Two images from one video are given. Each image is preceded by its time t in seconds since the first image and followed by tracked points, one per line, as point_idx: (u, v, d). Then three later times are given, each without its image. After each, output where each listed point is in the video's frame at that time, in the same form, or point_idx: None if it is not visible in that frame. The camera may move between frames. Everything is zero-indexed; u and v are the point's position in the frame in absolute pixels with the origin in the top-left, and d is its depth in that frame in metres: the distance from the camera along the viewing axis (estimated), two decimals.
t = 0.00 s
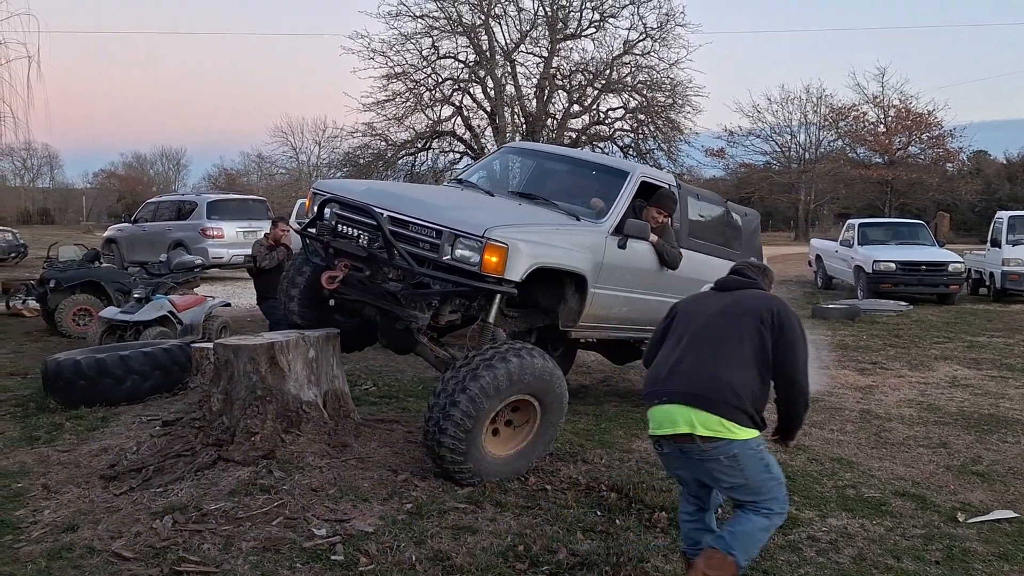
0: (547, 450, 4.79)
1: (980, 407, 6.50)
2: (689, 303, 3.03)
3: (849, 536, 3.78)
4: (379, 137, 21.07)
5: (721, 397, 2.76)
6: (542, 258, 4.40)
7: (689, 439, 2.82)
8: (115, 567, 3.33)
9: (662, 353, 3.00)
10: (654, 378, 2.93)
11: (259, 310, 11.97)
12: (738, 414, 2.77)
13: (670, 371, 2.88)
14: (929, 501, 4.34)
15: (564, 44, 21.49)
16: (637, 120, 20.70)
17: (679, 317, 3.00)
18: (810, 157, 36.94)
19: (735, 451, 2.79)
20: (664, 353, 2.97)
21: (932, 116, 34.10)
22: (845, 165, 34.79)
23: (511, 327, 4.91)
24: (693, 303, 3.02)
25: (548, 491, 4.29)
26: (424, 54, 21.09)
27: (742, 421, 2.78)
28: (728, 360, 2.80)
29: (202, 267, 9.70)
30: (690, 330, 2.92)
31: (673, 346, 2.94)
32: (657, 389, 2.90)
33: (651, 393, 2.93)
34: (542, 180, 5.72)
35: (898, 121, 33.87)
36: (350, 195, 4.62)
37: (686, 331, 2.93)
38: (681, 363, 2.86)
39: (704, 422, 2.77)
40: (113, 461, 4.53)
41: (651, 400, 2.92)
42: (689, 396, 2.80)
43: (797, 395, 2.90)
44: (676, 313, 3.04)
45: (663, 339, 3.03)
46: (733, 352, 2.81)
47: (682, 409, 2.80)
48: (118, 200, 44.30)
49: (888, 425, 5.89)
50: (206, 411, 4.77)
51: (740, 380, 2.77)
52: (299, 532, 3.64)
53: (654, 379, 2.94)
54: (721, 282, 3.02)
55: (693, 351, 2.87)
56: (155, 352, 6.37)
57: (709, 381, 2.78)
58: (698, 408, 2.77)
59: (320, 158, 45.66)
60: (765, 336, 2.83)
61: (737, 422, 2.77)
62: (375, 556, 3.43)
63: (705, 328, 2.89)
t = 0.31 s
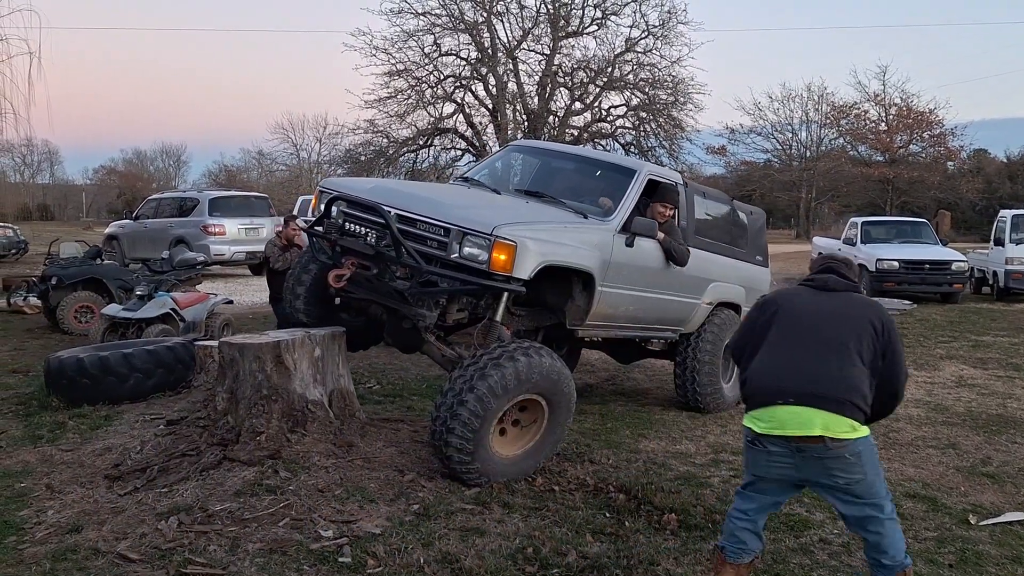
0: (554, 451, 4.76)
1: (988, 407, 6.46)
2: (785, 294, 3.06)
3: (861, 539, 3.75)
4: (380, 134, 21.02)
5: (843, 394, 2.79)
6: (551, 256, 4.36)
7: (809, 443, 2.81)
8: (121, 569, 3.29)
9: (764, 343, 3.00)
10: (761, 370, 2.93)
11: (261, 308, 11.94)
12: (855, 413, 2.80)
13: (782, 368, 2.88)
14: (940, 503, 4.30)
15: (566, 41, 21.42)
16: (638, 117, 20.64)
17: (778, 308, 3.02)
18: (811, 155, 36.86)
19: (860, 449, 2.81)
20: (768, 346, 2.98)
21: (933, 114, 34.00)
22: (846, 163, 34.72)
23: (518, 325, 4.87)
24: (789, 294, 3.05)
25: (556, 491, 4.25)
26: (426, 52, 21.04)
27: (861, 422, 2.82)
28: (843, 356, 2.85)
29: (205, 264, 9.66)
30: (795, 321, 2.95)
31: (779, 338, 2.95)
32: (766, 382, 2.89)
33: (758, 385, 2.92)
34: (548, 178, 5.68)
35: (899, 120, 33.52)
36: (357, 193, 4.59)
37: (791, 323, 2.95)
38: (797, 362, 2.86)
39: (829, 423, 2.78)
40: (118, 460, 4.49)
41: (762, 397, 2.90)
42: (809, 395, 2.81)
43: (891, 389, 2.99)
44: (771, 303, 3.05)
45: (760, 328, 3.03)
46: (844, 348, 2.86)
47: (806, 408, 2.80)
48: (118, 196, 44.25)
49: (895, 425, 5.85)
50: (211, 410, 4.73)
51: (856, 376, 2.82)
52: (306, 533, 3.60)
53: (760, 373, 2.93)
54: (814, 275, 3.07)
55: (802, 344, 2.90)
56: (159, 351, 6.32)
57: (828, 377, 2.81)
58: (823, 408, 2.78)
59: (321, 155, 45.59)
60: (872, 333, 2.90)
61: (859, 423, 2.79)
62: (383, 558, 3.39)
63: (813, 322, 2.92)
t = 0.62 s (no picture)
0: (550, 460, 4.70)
1: (987, 416, 6.42)
2: (859, 285, 3.10)
3: (861, 551, 3.69)
4: (378, 139, 20.99)
5: (928, 395, 3.00)
6: (547, 262, 4.31)
7: (888, 441, 2.96)
8: None
9: (844, 342, 3.07)
10: (848, 374, 3.02)
11: (257, 313, 11.87)
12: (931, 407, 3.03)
13: (875, 374, 2.99)
14: (940, 514, 4.24)
15: (564, 47, 21.41)
16: (636, 123, 20.62)
17: (857, 307, 3.06)
18: (809, 161, 36.90)
19: (932, 447, 3.00)
20: (850, 346, 3.05)
21: (930, 121, 34.03)
22: (843, 169, 34.75)
23: (514, 332, 4.82)
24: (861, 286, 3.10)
25: (551, 502, 4.20)
26: (424, 57, 21.02)
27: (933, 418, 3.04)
28: (921, 354, 3.02)
29: (200, 269, 9.62)
30: (875, 321, 3.04)
31: (863, 339, 3.04)
32: (856, 387, 3.00)
33: (845, 389, 3.02)
34: (545, 182, 5.63)
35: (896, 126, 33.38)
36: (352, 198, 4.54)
37: (872, 323, 3.04)
38: (888, 367, 2.98)
39: (910, 423, 2.96)
40: (107, 469, 4.42)
41: (849, 402, 3.00)
42: (899, 401, 2.96)
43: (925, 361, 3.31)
44: (847, 300, 3.08)
45: (839, 324, 3.09)
46: (920, 347, 3.03)
47: (894, 412, 2.95)
48: (115, 200, 44.19)
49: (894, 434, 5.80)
50: (202, 418, 4.66)
51: (933, 373, 3.03)
52: (296, 545, 3.53)
53: (846, 376, 3.02)
54: (879, 265, 3.14)
55: (884, 346, 3.02)
56: (152, 356, 6.26)
57: (914, 380, 2.98)
58: (911, 412, 2.97)
59: (319, 159, 45.55)
60: (934, 326, 3.10)
61: (933, 421, 2.98)
62: (375, 571, 3.33)
63: (893, 322, 3.04)
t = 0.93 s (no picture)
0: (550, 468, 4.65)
1: (989, 422, 6.37)
2: (873, 287, 3.17)
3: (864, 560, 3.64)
4: (376, 145, 20.97)
5: (944, 393, 3.13)
6: (547, 269, 4.27)
7: (917, 440, 3.05)
8: None
9: (865, 345, 3.14)
10: (874, 377, 3.09)
11: (254, 320, 11.82)
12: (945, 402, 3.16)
13: (898, 376, 3.08)
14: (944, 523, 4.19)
15: (562, 53, 21.42)
16: (634, 128, 20.62)
17: (873, 311, 3.13)
18: (807, 166, 36.92)
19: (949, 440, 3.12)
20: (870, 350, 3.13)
21: (928, 127, 34.07)
22: (842, 175, 34.78)
23: (513, 339, 4.77)
24: (877, 288, 3.17)
25: (551, 510, 4.15)
26: (422, 62, 21.02)
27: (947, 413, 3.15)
28: (935, 352, 3.15)
29: (197, 275, 9.55)
30: (894, 323, 3.13)
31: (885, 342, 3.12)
32: (882, 391, 3.07)
33: (872, 394, 3.08)
34: (544, 187, 5.60)
35: (893, 132, 33.56)
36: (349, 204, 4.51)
37: (889, 326, 3.12)
38: (908, 369, 3.09)
39: (935, 422, 3.07)
40: (101, 478, 4.36)
41: (879, 407, 3.07)
42: (924, 401, 3.06)
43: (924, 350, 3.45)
44: (863, 304, 3.14)
45: (859, 327, 3.15)
46: (934, 345, 3.15)
47: (923, 415, 3.05)
48: (112, 207, 44.15)
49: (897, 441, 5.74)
50: (197, 427, 4.61)
51: (946, 368, 3.15)
52: (292, 556, 3.47)
53: (871, 380, 3.09)
54: (890, 265, 3.21)
55: (903, 347, 3.12)
56: (147, 363, 6.20)
57: (931, 378, 3.10)
58: (933, 410, 3.07)
59: (317, 165, 45.52)
60: (940, 322, 3.23)
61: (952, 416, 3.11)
62: None
63: (910, 324, 3.13)
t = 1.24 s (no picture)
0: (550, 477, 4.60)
1: (988, 427, 6.36)
2: (898, 282, 3.29)
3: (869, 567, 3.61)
4: (366, 151, 20.91)
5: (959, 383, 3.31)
6: (547, 276, 4.24)
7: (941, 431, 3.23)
8: None
9: (893, 338, 3.24)
10: (905, 370, 3.20)
11: (245, 327, 11.73)
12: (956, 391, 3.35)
13: (927, 370, 3.21)
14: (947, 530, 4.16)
15: (553, 59, 21.43)
16: (626, 134, 20.63)
17: (902, 308, 3.24)
18: (797, 172, 37.05)
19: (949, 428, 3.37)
20: (900, 346, 3.23)
21: (917, 132, 34.27)
22: (832, 180, 34.92)
23: (511, 347, 4.73)
24: (900, 282, 3.29)
25: (552, 520, 4.10)
26: (413, 68, 21.00)
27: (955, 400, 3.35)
28: (952, 345, 3.30)
29: (186, 283, 9.46)
30: (917, 316, 3.26)
31: (912, 335, 3.23)
32: (912, 384, 3.18)
33: (902, 387, 3.18)
34: (542, 194, 5.57)
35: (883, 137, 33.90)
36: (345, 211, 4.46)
37: (914, 320, 3.24)
38: (934, 361, 3.24)
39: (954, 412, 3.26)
40: (94, 490, 4.29)
41: (909, 400, 3.17)
42: (948, 392, 3.23)
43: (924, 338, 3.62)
44: (891, 303, 3.24)
45: (887, 320, 3.25)
46: (949, 337, 3.32)
47: (951, 406, 3.22)
48: (99, 214, 43.82)
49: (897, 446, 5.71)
50: (192, 437, 4.54)
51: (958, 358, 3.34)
52: (291, 568, 3.41)
53: (904, 376, 3.19)
54: (909, 260, 3.33)
55: (928, 342, 3.26)
56: (139, 373, 6.12)
57: (951, 370, 3.27)
58: (954, 400, 3.25)
59: (306, 171, 45.37)
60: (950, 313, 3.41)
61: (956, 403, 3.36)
62: None
63: (931, 317, 3.27)
